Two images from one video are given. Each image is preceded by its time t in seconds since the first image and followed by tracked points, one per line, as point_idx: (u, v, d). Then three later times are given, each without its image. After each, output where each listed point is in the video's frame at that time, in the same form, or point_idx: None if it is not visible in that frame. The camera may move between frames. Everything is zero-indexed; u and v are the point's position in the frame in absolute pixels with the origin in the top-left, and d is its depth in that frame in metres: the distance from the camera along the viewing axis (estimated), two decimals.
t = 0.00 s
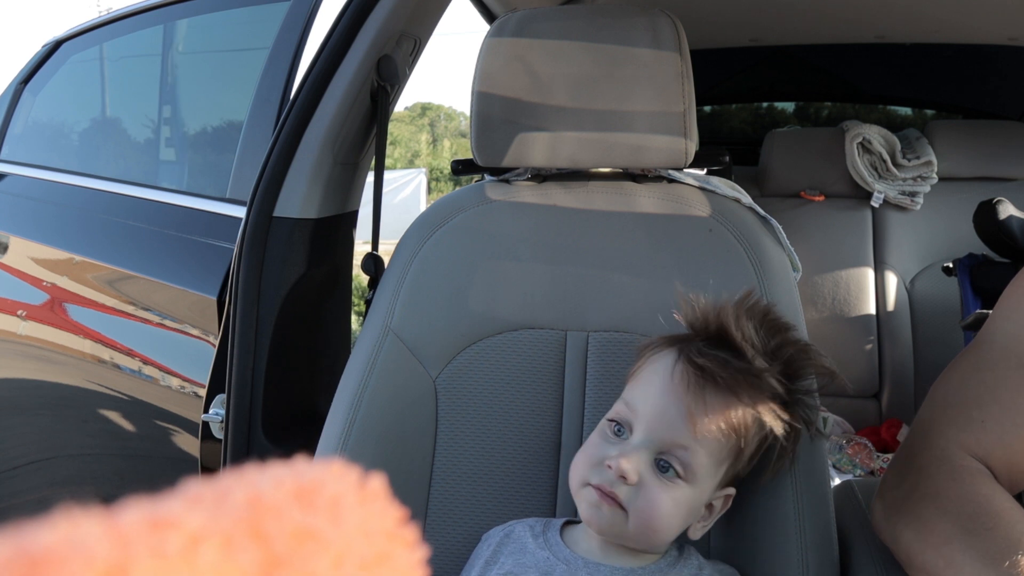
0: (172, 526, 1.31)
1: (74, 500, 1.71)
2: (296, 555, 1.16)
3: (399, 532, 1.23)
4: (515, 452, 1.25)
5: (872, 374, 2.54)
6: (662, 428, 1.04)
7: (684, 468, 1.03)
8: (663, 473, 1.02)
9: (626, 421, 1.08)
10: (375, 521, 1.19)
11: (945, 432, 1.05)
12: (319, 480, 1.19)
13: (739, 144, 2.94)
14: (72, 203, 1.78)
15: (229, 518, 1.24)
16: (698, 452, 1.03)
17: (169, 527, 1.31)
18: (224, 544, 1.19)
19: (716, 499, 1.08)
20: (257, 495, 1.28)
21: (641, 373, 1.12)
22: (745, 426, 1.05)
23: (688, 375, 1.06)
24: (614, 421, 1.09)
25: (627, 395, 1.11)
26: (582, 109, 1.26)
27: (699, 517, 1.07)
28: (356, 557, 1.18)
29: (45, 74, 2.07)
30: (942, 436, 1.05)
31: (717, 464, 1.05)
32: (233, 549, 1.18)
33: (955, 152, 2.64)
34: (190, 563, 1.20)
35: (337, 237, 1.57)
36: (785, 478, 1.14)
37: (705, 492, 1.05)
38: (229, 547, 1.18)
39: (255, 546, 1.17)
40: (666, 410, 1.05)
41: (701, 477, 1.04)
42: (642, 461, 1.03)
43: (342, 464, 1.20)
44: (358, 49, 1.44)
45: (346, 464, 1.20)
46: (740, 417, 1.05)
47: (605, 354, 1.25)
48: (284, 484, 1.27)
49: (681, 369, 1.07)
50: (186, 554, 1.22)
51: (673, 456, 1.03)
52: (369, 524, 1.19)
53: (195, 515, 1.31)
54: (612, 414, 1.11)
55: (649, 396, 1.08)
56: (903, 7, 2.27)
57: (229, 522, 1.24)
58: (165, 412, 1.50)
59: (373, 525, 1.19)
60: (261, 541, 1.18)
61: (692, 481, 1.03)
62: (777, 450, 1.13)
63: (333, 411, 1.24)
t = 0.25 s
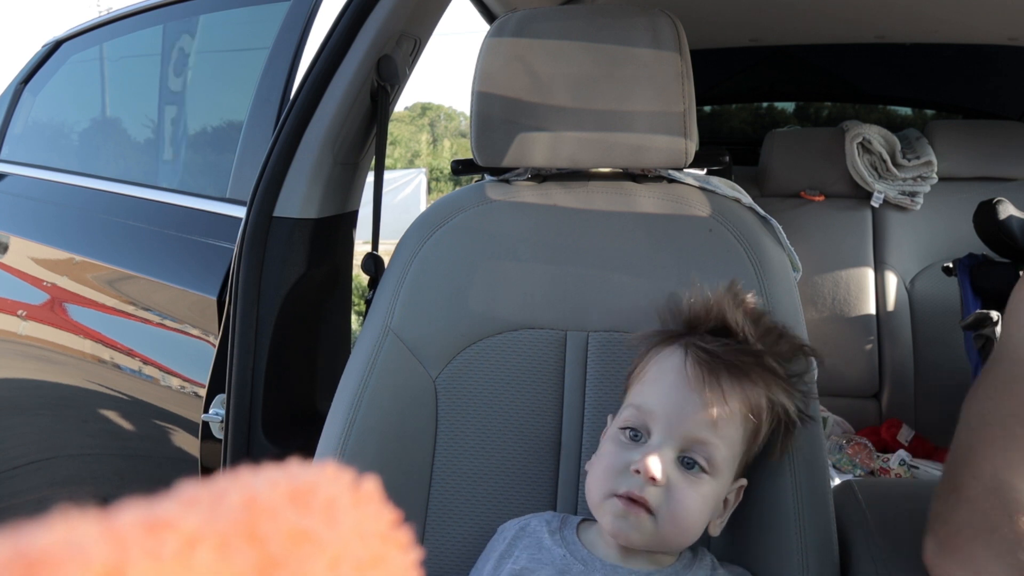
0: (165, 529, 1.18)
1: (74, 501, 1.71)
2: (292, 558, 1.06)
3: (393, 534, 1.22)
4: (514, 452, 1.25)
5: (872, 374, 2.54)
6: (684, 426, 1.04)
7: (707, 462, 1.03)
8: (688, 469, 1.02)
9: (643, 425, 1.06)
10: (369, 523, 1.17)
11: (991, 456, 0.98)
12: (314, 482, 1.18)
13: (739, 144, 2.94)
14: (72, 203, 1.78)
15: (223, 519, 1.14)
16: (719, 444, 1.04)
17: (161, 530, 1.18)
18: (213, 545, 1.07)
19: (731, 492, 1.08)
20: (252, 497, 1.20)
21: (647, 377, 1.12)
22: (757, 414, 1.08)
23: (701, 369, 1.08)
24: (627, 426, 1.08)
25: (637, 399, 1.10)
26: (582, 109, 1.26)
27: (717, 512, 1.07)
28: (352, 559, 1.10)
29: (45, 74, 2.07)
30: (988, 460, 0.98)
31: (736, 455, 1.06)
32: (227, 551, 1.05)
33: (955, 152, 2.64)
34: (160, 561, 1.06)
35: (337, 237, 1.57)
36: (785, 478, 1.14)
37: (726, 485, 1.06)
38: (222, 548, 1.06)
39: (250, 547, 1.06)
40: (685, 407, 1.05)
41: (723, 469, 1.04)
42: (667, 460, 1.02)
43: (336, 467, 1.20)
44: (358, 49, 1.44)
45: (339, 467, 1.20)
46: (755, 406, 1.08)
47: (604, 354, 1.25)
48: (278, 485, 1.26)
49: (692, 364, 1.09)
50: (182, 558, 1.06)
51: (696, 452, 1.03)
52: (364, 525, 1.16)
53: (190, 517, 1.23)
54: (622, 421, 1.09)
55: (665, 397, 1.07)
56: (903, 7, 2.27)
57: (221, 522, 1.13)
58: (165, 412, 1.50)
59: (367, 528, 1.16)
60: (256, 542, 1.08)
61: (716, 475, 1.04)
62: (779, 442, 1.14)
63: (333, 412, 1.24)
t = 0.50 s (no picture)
0: (169, 528, 1.32)
1: (74, 501, 1.71)
2: (292, 557, 1.18)
3: (393, 533, 1.22)
4: (512, 452, 1.26)
5: (872, 374, 2.54)
6: (722, 418, 1.07)
7: (739, 450, 1.09)
8: (730, 459, 1.07)
9: (683, 426, 1.06)
10: (370, 522, 1.20)
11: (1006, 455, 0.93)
12: (314, 481, 1.20)
13: (739, 144, 2.94)
14: (72, 203, 1.78)
15: (225, 520, 1.27)
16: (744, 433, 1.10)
17: (166, 530, 1.32)
18: (220, 546, 1.22)
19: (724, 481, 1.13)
20: (253, 496, 1.30)
21: (663, 380, 1.09)
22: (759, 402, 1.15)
23: (723, 364, 1.11)
24: (664, 427, 1.06)
25: (662, 399, 1.08)
26: (582, 109, 1.26)
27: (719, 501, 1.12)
28: (351, 558, 1.18)
29: (45, 74, 2.07)
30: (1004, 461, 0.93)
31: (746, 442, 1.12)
32: (230, 550, 1.21)
33: (955, 152, 2.64)
34: (184, 563, 1.23)
35: (337, 237, 1.57)
36: (785, 478, 1.14)
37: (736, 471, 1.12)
38: (225, 549, 1.21)
39: (251, 547, 1.20)
40: (721, 400, 1.08)
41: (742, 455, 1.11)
42: (718, 452, 1.05)
43: (336, 467, 1.21)
44: (358, 48, 1.44)
45: (340, 467, 1.21)
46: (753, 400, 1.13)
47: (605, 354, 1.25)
48: (280, 486, 1.29)
49: (713, 358, 1.11)
50: (182, 555, 1.24)
51: (732, 442, 1.08)
52: (364, 525, 1.19)
53: (191, 516, 1.33)
54: (654, 424, 1.06)
55: (698, 397, 1.08)
56: (903, 7, 2.27)
57: (225, 525, 1.26)
58: (164, 412, 1.50)
59: (368, 527, 1.19)
60: (258, 542, 1.20)
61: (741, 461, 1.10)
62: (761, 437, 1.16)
63: (333, 412, 1.24)
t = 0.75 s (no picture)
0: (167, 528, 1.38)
1: (74, 501, 1.71)
2: None
3: (394, 532, 1.18)
4: (514, 452, 1.26)
5: (872, 374, 2.54)
6: (726, 416, 1.07)
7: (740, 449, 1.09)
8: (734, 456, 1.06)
9: (689, 423, 1.05)
10: (369, 522, 1.17)
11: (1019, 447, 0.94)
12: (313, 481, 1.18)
13: (739, 144, 2.94)
14: (72, 203, 1.78)
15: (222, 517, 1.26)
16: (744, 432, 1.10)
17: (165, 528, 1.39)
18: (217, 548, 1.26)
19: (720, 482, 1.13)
20: (250, 497, 1.20)
21: (667, 381, 1.09)
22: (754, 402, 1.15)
23: (724, 362, 1.12)
24: (672, 424, 1.05)
25: (668, 397, 1.08)
26: (582, 109, 1.26)
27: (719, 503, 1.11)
28: (352, 560, 1.08)
29: (45, 74, 2.07)
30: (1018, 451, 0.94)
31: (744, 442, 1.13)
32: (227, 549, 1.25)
33: (955, 152, 2.64)
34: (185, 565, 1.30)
35: (337, 237, 1.57)
36: (785, 478, 1.14)
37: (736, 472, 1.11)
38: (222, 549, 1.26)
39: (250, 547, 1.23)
40: (723, 398, 1.08)
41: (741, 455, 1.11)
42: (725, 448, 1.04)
43: (336, 467, 1.19)
44: (358, 49, 1.44)
45: (340, 466, 1.19)
46: (750, 398, 1.14)
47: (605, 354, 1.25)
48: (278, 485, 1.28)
49: (713, 356, 1.12)
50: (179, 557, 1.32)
51: (735, 440, 1.08)
52: (363, 526, 1.16)
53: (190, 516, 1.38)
54: (660, 422, 1.06)
55: (704, 395, 1.08)
56: (903, 7, 2.27)
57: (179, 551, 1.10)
58: (164, 412, 1.50)
59: (367, 527, 1.16)
60: None
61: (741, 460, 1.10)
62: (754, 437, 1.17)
63: (333, 412, 1.24)
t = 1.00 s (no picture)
0: (168, 527, 1.39)
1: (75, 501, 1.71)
2: (291, 555, 1.22)
3: (395, 533, 1.23)
4: (513, 452, 1.26)
5: (872, 374, 2.54)
6: (732, 412, 1.08)
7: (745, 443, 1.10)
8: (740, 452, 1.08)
9: (695, 422, 1.06)
10: (370, 522, 1.20)
11: None
12: (314, 481, 1.20)
13: (739, 144, 2.94)
14: (72, 203, 1.78)
15: (225, 519, 1.31)
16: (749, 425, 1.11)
17: (165, 529, 1.39)
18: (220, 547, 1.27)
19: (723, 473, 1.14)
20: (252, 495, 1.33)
21: (671, 381, 1.09)
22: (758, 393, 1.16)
23: (728, 357, 1.12)
24: (679, 424, 1.06)
25: (675, 396, 1.08)
26: (582, 109, 1.26)
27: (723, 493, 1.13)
28: (351, 558, 1.21)
29: (45, 74, 2.07)
30: None
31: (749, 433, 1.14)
32: (229, 550, 1.26)
33: (955, 152, 2.64)
34: (189, 564, 1.30)
35: (337, 237, 1.57)
36: (785, 477, 1.14)
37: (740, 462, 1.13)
38: (225, 548, 1.27)
39: (251, 548, 1.24)
40: (728, 395, 1.09)
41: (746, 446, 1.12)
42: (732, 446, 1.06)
43: (336, 467, 1.20)
44: (358, 49, 1.44)
45: (341, 467, 1.21)
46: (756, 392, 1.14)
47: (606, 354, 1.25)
48: (279, 486, 1.31)
49: (717, 352, 1.12)
50: (183, 555, 1.32)
51: (740, 434, 1.09)
52: (363, 526, 1.20)
53: (191, 516, 1.38)
54: (667, 422, 1.06)
55: (709, 393, 1.08)
56: (902, 7, 2.27)
57: (224, 524, 1.31)
58: (164, 412, 1.50)
59: (368, 527, 1.21)
60: (259, 542, 1.24)
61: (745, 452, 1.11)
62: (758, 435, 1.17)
63: (333, 411, 1.24)
